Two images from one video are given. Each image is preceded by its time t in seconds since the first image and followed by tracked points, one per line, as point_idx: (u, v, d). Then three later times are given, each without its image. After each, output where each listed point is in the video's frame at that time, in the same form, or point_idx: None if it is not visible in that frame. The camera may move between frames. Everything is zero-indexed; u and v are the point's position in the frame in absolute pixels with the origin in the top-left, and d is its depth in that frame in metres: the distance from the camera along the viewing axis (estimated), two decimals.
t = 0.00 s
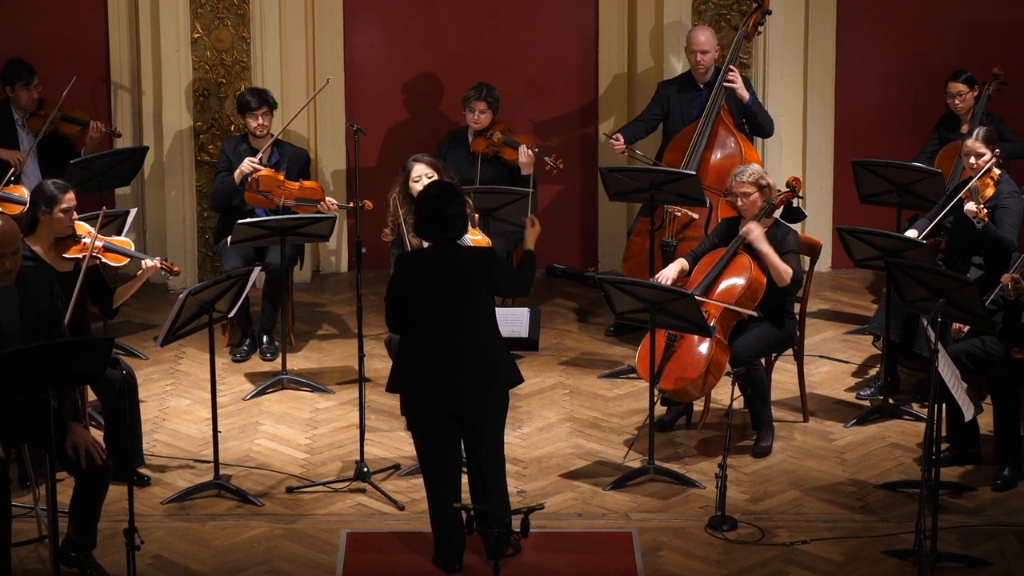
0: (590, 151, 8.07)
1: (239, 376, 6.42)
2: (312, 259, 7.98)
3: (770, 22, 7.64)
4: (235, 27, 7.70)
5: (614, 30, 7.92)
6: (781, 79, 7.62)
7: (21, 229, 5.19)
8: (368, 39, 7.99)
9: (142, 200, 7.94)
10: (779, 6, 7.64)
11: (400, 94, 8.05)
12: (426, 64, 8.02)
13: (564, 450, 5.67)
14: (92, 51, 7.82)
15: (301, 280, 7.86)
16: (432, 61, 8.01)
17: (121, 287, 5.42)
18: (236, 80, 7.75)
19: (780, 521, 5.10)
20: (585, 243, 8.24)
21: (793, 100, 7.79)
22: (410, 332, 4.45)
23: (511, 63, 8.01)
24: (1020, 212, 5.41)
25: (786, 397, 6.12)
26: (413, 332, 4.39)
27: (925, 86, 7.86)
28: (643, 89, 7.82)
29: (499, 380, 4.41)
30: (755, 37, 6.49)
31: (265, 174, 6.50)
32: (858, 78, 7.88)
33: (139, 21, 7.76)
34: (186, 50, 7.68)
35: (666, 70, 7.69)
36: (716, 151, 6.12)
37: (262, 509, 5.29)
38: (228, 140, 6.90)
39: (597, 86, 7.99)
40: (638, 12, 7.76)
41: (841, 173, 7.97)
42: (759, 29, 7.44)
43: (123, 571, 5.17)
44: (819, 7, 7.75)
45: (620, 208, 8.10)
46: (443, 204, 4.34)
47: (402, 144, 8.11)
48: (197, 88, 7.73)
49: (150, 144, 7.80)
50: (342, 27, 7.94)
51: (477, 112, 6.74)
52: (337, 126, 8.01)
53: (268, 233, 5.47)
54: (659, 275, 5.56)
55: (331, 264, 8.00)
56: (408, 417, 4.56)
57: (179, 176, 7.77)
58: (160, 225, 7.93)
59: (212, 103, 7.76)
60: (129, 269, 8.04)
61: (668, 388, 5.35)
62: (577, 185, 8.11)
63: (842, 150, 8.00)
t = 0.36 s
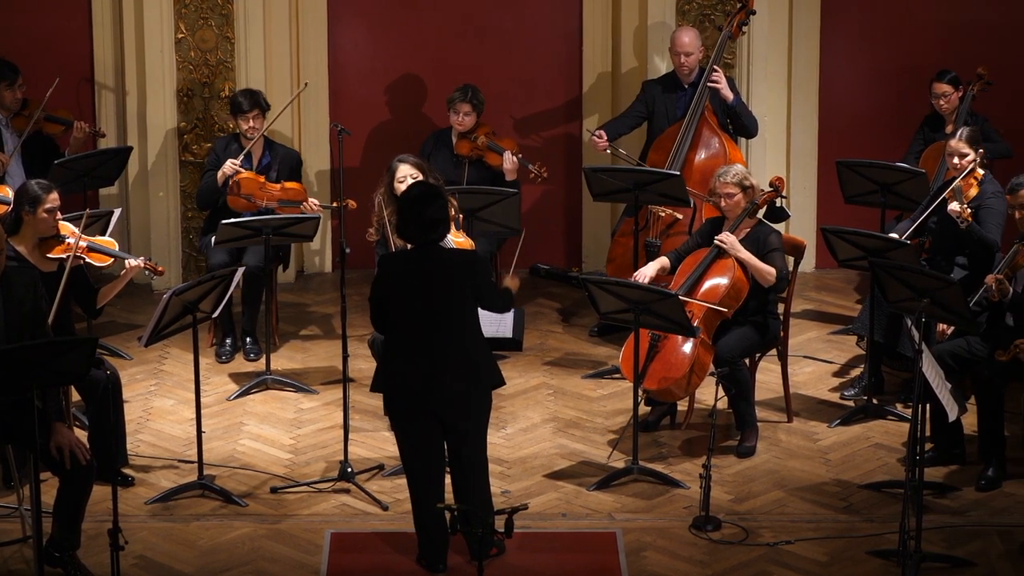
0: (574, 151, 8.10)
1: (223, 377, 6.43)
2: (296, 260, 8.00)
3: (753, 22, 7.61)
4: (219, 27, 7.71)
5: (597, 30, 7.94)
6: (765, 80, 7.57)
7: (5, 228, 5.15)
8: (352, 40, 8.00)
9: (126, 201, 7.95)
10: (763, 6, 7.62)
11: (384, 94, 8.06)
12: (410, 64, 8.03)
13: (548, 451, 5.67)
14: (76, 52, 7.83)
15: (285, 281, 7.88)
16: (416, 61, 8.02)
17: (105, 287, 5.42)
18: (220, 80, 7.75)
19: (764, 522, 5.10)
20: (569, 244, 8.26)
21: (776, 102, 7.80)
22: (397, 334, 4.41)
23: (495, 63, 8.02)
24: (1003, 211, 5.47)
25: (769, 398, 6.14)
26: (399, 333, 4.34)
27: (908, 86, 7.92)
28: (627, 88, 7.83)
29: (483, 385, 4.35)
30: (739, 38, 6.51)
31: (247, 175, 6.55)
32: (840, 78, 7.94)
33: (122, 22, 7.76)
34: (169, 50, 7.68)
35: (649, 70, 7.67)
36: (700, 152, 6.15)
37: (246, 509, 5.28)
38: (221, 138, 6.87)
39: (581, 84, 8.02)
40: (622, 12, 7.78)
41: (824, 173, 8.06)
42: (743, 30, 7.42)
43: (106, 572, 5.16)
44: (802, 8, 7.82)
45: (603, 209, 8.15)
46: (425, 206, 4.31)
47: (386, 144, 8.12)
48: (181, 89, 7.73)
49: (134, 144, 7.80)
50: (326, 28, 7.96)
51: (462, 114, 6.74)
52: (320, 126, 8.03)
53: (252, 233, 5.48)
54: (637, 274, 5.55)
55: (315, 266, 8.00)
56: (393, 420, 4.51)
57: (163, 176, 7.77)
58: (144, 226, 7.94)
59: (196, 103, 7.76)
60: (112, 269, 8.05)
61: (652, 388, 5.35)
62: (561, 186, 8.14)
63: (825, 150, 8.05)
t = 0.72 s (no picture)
0: (557, 152, 8.11)
1: (207, 377, 6.43)
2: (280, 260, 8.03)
3: (737, 22, 7.60)
4: (203, 27, 7.71)
5: (580, 30, 7.95)
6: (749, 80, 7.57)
7: None
8: (336, 40, 8.01)
9: (110, 202, 7.95)
10: (748, 6, 7.59)
11: (369, 94, 8.07)
12: (394, 64, 8.04)
13: (532, 451, 5.67)
14: (59, 52, 7.82)
15: (269, 281, 7.89)
16: (400, 61, 8.03)
17: (89, 287, 5.42)
18: (204, 81, 7.76)
19: (748, 522, 5.09)
20: (553, 244, 8.27)
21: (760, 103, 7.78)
22: (383, 331, 4.39)
23: (479, 64, 8.02)
24: (987, 211, 5.44)
25: (753, 398, 6.15)
26: (385, 333, 4.33)
27: (892, 86, 7.94)
28: (611, 89, 7.83)
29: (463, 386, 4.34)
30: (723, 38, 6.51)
31: (246, 162, 6.66)
32: (824, 78, 7.96)
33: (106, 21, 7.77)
34: (153, 50, 7.67)
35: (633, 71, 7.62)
36: (684, 152, 6.15)
37: (230, 510, 5.28)
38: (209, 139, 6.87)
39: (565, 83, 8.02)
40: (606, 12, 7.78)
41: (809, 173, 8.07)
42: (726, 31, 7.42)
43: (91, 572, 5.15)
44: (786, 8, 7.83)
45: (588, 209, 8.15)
46: (409, 208, 4.26)
47: (370, 144, 8.13)
48: (165, 89, 7.73)
49: (118, 145, 7.81)
50: (310, 29, 7.97)
51: (447, 115, 6.74)
52: (304, 127, 8.04)
53: (236, 234, 5.49)
54: (614, 270, 5.51)
55: (298, 266, 8.04)
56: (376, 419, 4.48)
57: (145, 176, 7.77)
58: (128, 227, 7.95)
59: (180, 104, 7.77)
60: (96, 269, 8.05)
61: (636, 388, 5.35)
62: (545, 186, 8.14)
63: (809, 150, 8.05)
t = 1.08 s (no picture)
0: (542, 152, 8.12)
1: (192, 377, 6.43)
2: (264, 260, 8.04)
3: (722, 22, 7.62)
4: (187, 27, 7.70)
5: (565, 30, 7.94)
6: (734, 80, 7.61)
7: None
8: (321, 40, 8.02)
9: (95, 202, 7.94)
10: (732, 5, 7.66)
11: (354, 94, 8.08)
12: (379, 64, 8.04)
13: (517, 451, 5.67)
14: (43, 52, 7.82)
15: (254, 282, 7.89)
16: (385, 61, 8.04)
17: (74, 287, 5.41)
18: (189, 81, 7.75)
19: (733, 522, 5.09)
20: (538, 245, 8.28)
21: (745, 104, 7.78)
22: (368, 330, 4.36)
23: (464, 64, 8.03)
24: (971, 211, 5.49)
25: (737, 398, 6.17)
26: (370, 332, 4.30)
27: (877, 87, 7.96)
28: (596, 89, 7.84)
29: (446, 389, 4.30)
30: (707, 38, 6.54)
31: (253, 147, 6.77)
32: (808, 78, 7.98)
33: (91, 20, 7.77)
34: (138, 50, 7.68)
35: (618, 70, 7.67)
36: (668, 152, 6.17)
37: (215, 510, 5.27)
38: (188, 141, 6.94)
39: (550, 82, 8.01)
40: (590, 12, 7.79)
41: (793, 173, 8.09)
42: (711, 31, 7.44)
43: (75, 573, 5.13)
44: (771, 8, 7.84)
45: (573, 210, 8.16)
46: (396, 210, 4.21)
47: (355, 144, 8.14)
48: (150, 89, 7.73)
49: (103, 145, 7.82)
50: (295, 28, 7.98)
51: (437, 115, 6.74)
52: (289, 126, 8.05)
53: (222, 234, 5.48)
54: (596, 266, 5.51)
55: (282, 266, 8.06)
56: (361, 417, 4.45)
57: (129, 177, 7.78)
58: (114, 227, 7.96)
59: (164, 104, 7.76)
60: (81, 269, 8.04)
61: (620, 388, 5.34)
62: (530, 186, 8.16)
63: (793, 151, 8.07)
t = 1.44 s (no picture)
0: (526, 152, 8.12)
1: (177, 377, 6.44)
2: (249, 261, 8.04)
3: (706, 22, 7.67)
4: (172, 27, 7.71)
5: (550, 29, 7.94)
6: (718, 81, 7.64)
7: None
8: (306, 39, 8.03)
9: (80, 202, 7.94)
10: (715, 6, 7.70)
11: (339, 94, 8.08)
12: (364, 64, 8.05)
13: (501, 451, 5.68)
14: (28, 52, 7.81)
15: (239, 282, 7.90)
16: (370, 60, 8.04)
17: (58, 288, 5.39)
18: (173, 81, 7.75)
19: (718, 522, 5.09)
20: (523, 245, 8.28)
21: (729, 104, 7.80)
22: (352, 332, 4.34)
23: (449, 64, 8.04)
24: (955, 212, 5.50)
25: (721, 398, 6.18)
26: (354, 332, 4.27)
27: (862, 87, 7.97)
28: (580, 88, 7.87)
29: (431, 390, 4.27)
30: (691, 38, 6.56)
31: (224, 139, 6.83)
32: (793, 78, 7.99)
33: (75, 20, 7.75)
34: (123, 51, 7.68)
35: (603, 70, 7.69)
36: (653, 153, 6.17)
37: (200, 510, 5.27)
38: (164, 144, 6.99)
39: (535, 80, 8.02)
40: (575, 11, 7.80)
41: (778, 173, 8.10)
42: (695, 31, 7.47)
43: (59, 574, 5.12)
44: (757, 8, 7.85)
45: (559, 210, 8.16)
46: (387, 207, 4.21)
47: (341, 144, 8.14)
48: (134, 88, 7.72)
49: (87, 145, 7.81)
50: (280, 28, 7.99)
51: (424, 115, 6.75)
52: (274, 126, 8.04)
53: (206, 234, 5.50)
54: (577, 265, 5.52)
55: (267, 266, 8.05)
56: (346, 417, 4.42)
57: (113, 177, 7.78)
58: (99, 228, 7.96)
59: (149, 104, 7.76)
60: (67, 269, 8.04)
61: (605, 388, 5.34)
62: (515, 186, 8.16)
63: (778, 151, 8.08)
